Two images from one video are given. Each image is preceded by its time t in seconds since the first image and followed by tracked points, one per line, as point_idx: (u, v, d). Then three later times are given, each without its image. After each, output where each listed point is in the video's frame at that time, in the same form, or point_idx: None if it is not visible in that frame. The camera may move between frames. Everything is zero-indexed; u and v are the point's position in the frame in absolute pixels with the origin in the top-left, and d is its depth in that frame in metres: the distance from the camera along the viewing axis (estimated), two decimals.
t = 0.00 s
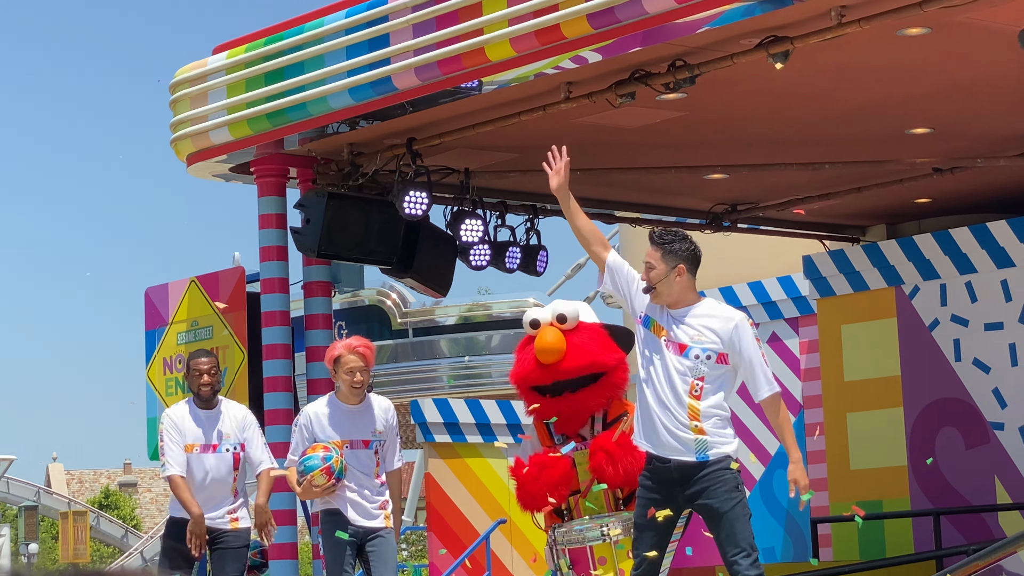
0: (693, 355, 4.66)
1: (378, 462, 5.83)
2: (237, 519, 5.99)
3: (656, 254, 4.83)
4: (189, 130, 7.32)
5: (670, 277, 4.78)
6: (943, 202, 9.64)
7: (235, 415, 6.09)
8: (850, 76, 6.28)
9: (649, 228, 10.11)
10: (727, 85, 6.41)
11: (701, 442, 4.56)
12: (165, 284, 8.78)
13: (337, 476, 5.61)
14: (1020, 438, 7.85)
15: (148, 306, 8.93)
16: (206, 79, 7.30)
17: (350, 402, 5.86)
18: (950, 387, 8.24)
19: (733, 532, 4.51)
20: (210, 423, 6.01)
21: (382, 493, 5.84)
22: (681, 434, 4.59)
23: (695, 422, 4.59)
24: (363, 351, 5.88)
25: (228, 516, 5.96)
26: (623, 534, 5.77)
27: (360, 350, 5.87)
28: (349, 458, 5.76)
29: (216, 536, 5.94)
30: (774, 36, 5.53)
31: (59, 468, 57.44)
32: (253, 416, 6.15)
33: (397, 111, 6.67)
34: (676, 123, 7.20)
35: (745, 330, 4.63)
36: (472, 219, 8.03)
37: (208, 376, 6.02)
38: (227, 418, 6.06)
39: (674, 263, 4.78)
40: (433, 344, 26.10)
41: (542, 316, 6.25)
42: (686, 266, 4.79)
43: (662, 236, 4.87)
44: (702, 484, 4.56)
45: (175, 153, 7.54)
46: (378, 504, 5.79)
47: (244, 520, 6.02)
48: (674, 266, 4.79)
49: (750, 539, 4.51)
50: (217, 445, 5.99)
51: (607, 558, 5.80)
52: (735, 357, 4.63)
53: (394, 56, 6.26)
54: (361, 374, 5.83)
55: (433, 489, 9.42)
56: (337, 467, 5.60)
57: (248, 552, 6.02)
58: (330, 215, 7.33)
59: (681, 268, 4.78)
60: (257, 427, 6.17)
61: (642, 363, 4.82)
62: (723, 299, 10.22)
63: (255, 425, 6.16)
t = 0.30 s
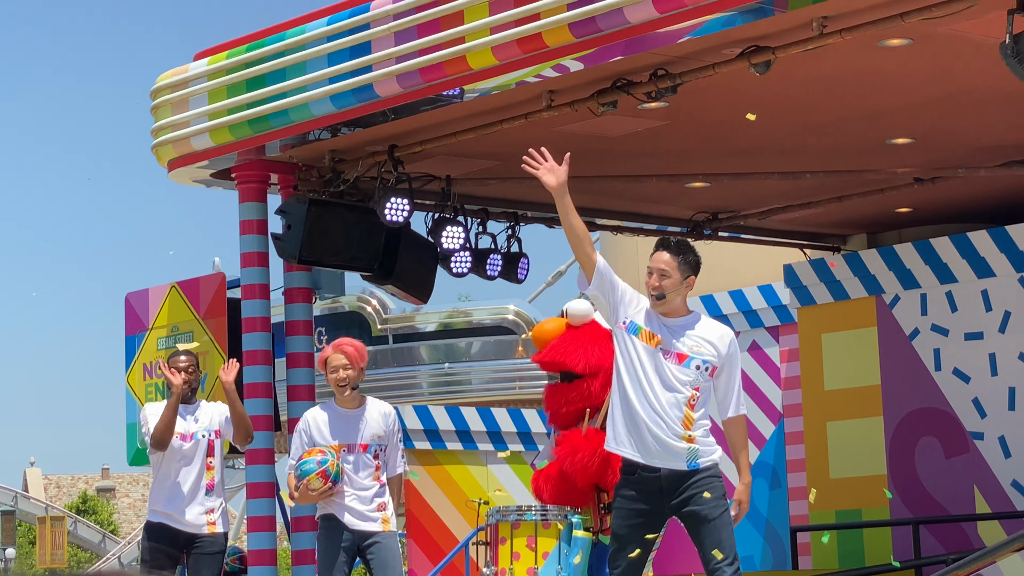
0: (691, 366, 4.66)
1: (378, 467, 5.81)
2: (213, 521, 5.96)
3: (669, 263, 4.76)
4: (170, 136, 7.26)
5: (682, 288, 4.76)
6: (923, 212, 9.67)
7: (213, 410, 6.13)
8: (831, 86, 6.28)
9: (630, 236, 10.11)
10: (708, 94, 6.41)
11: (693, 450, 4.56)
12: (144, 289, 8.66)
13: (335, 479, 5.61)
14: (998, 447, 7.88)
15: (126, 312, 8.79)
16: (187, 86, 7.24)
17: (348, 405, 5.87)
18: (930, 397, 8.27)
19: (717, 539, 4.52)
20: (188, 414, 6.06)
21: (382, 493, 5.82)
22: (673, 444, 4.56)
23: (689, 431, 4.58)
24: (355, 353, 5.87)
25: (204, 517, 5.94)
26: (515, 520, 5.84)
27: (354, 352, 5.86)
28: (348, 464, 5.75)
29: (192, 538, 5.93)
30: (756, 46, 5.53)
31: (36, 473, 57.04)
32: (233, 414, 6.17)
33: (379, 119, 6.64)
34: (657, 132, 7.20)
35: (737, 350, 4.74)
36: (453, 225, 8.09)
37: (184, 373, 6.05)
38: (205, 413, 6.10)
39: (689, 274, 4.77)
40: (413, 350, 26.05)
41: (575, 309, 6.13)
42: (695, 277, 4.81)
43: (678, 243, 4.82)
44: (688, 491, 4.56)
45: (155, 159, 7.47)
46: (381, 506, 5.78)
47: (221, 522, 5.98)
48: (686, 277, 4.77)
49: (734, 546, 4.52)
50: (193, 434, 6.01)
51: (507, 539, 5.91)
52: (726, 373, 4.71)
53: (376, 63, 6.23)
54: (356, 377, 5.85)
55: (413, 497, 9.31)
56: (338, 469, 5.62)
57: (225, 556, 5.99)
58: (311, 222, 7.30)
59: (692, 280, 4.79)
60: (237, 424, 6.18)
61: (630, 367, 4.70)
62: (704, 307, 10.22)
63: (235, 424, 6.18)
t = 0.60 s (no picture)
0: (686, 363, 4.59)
1: (391, 471, 5.78)
2: (195, 523, 5.89)
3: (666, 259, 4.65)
4: (151, 132, 7.20)
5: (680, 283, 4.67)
6: (904, 210, 9.70)
7: (196, 425, 5.95)
8: (814, 84, 6.28)
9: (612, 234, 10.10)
10: (691, 92, 6.39)
11: (689, 450, 4.52)
12: (124, 286, 8.58)
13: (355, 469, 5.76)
14: (978, 445, 7.96)
15: (106, 308, 8.71)
16: (168, 81, 7.19)
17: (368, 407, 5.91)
18: (911, 395, 8.31)
19: (708, 535, 4.48)
20: (168, 432, 5.91)
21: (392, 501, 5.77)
22: (668, 444, 4.51)
23: (685, 431, 4.54)
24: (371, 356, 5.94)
25: (184, 519, 5.87)
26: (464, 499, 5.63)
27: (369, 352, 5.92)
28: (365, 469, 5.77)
29: (172, 539, 5.86)
30: (740, 44, 5.52)
31: (13, 471, 56.67)
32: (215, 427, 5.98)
33: (361, 115, 6.60)
34: (639, 129, 7.18)
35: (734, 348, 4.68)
36: (435, 224, 7.95)
37: (164, 379, 5.90)
38: (188, 426, 5.94)
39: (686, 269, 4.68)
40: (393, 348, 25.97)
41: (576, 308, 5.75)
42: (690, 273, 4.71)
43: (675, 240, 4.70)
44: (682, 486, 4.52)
45: (136, 156, 7.41)
46: (388, 513, 5.74)
47: (203, 524, 5.91)
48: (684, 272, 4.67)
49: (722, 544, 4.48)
50: (179, 454, 5.89)
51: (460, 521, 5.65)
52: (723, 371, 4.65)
53: (358, 60, 6.19)
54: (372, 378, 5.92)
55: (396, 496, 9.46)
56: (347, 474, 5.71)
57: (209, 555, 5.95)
58: (292, 219, 7.26)
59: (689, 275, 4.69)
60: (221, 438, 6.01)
61: (627, 366, 4.61)
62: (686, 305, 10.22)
63: (220, 435, 6.02)
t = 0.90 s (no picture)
0: (694, 349, 4.55)
1: (396, 459, 5.82)
2: (178, 519, 5.80)
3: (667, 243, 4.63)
4: (142, 127, 7.18)
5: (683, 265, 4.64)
6: (893, 203, 9.72)
7: (183, 406, 5.90)
8: (803, 77, 6.29)
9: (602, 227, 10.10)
10: (681, 85, 6.40)
11: (704, 441, 4.46)
12: (115, 280, 8.56)
13: (369, 458, 6.25)
14: (968, 437, 7.95)
15: (98, 302, 8.71)
16: (159, 76, 7.16)
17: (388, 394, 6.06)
18: (901, 388, 8.32)
19: (717, 528, 4.42)
20: (156, 411, 5.94)
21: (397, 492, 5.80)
22: (682, 436, 4.47)
23: (701, 419, 4.48)
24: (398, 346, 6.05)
25: (169, 514, 5.81)
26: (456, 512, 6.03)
27: (396, 341, 6.02)
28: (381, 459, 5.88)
29: (157, 531, 5.83)
30: (729, 37, 5.52)
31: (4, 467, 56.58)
32: (201, 409, 5.88)
33: (351, 109, 6.59)
34: (629, 123, 7.19)
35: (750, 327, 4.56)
36: (426, 217, 7.90)
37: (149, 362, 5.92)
38: (175, 408, 5.91)
39: (688, 249, 4.64)
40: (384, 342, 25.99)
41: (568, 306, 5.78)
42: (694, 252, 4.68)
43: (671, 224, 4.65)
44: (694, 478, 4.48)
45: (127, 150, 7.39)
46: (395, 504, 5.78)
47: (187, 521, 5.82)
48: (686, 253, 4.64)
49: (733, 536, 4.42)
50: (163, 433, 5.86)
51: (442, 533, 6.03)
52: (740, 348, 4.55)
53: (348, 54, 6.18)
54: (398, 365, 6.05)
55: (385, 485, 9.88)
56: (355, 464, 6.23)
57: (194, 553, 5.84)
58: (284, 213, 7.25)
59: (692, 256, 4.65)
60: (210, 422, 5.88)
61: (640, 360, 4.63)
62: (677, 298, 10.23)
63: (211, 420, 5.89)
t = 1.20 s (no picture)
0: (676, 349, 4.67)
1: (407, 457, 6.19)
2: (167, 521, 6.18)
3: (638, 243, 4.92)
4: (140, 127, 7.18)
5: (649, 266, 4.85)
6: (892, 199, 9.71)
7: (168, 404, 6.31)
8: (801, 73, 6.28)
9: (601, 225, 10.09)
10: (679, 82, 6.39)
11: (691, 445, 4.59)
12: (114, 280, 8.57)
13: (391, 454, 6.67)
14: (968, 432, 7.94)
15: (97, 302, 8.71)
16: (157, 76, 7.15)
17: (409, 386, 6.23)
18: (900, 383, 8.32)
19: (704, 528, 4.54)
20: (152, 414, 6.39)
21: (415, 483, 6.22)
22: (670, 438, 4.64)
23: (691, 414, 4.61)
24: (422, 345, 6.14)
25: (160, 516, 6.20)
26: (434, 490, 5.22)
27: (423, 341, 6.12)
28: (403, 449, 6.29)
29: (154, 532, 6.23)
30: (727, 34, 5.52)
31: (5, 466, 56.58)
32: (178, 403, 6.24)
33: (349, 108, 6.59)
34: (627, 120, 7.18)
35: (727, 311, 4.57)
36: (424, 215, 7.93)
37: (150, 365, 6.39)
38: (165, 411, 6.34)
39: (653, 251, 4.84)
40: (384, 340, 26.01)
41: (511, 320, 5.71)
42: (666, 253, 4.82)
43: (649, 226, 4.90)
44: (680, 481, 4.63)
45: (125, 150, 7.38)
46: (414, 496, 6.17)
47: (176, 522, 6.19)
48: (652, 254, 4.84)
49: (720, 535, 4.55)
50: (152, 431, 6.30)
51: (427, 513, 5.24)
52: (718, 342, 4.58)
53: (346, 53, 6.18)
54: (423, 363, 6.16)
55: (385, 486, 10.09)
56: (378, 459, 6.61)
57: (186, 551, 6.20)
58: (282, 212, 7.24)
59: (659, 256, 4.83)
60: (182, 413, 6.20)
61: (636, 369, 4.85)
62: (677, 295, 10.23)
63: (186, 416, 6.19)
